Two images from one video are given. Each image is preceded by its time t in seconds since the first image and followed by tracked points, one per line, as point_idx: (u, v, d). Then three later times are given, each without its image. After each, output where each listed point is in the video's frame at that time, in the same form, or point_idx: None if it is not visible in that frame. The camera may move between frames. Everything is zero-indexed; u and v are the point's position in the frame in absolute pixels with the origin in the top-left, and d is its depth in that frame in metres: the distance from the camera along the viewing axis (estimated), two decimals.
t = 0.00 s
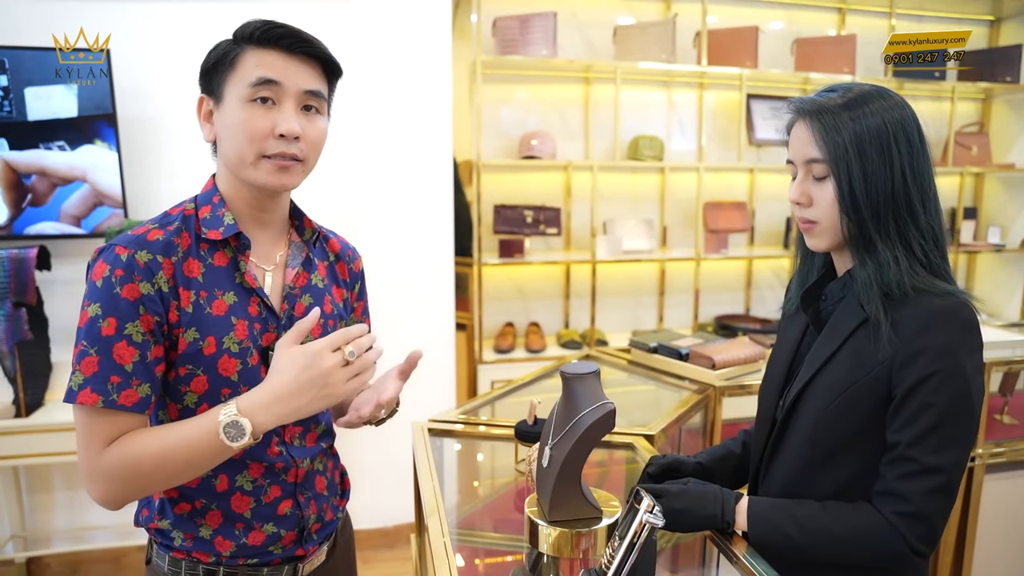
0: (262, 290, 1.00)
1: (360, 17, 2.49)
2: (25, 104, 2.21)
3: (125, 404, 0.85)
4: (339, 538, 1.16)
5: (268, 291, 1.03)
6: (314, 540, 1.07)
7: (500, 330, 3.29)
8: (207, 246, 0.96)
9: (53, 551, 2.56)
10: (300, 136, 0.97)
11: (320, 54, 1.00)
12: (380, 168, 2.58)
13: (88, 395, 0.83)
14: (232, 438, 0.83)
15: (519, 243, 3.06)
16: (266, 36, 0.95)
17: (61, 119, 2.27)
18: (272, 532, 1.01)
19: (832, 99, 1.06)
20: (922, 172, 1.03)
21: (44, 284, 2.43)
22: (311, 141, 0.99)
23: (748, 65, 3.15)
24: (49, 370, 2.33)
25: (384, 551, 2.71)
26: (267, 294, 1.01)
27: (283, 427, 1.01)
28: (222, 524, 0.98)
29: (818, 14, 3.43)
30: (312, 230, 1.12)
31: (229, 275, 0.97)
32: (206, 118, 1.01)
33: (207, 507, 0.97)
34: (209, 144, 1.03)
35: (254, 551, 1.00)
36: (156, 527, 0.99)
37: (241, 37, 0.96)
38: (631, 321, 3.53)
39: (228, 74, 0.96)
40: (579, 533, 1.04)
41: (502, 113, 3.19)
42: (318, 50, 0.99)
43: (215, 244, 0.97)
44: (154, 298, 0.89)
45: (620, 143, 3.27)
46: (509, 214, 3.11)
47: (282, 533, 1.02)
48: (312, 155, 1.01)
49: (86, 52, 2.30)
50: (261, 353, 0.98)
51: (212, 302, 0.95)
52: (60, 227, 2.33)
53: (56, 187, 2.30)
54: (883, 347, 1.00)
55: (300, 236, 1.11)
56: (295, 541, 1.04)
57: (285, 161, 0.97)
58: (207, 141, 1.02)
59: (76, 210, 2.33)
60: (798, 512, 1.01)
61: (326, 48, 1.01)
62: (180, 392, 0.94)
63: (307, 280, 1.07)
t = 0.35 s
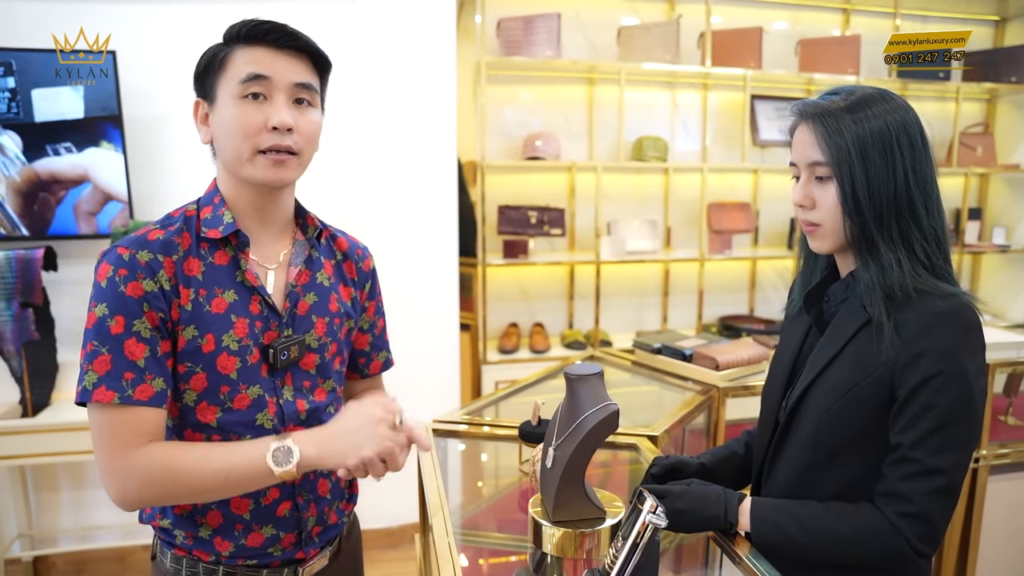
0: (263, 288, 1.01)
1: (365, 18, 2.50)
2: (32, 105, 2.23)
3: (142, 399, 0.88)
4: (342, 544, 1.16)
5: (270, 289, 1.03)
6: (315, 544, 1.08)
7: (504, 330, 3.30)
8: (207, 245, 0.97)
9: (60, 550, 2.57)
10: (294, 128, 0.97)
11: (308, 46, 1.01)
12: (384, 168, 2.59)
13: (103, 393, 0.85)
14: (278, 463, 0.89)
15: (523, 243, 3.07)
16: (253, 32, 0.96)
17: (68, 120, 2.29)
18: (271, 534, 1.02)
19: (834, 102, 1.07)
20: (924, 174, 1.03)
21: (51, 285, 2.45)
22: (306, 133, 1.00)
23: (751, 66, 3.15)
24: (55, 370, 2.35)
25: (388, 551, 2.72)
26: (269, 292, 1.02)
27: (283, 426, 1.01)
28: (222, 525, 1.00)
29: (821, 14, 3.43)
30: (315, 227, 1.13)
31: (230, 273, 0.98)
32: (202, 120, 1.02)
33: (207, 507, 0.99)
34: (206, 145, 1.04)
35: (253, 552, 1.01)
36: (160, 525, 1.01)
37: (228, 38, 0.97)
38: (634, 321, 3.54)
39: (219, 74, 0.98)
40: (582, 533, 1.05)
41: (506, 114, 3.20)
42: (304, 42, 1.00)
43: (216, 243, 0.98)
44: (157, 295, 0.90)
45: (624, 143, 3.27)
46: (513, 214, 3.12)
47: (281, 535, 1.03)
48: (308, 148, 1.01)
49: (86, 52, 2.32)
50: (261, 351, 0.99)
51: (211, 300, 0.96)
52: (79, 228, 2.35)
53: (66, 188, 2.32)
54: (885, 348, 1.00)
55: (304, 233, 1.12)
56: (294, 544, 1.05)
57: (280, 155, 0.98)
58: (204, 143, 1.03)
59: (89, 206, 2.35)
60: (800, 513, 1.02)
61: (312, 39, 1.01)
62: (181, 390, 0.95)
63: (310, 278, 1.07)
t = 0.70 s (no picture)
0: (270, 293, 1.02)
1: (369, 18, 2.51)
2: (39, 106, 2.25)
3: (126, 412, 0.89)
4: (359, 542, 1.17)
5: (277, 293, 1.04)
6: (330, 542, 1.09)
7: (508, 331, 3.30)
8: (212, 253, 0.98)
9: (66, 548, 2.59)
10: (294, 137, 0.98)
11: (308, 52, 1.01)
12: (388, 169, 2.60)
13: (91, 402, 0.87)
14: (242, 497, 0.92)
15: (528, 242, 3.08)
16: (251, 39, 0.96)
17: (75, 121, 2.30)
18: (286, 531, 1.03)
19: (837, 103, 1.07)
20: (926, 175, 1.04)
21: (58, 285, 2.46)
22: (306, 140, 1.01)
23: (755, 66, 3.15)
24: (61, 368, 2.37)
25: (391, 550, 2.73)
26: (276, 296, 1.03)
27: (294, 427, 1.02)
28: (235, 524, 1.01)
29: (826, 15, 3.43)
30: (320, 229, 1.13)
31: (235, 280, 0.99)
32: (204, 127, 1.03)
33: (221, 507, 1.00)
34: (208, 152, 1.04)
35: (268, 551, 1.02)
36: (176, 524, 1.02)
37: (226, 43, 0.97)
38: (638, 321, 3.54)
39: (219, 81, 0.98)
40: (585, 532, 1.05)
41: (510, 114, 3.21)
42: (304, 48, 1.00)
43: (220, 250, 0.99)
44: (156, 308, 0.91)
45: (628, 144, 3.28)
46: (518, 214, 3.12)
47: (295, 533, 1.04)
48: (310, 155, 1.02)
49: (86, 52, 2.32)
50: (269, 354, 1.00)
51: (216, 307, 0.97)
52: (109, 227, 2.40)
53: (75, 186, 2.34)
54: (888, 348, 1.01)
55: (310, 236, 1.13)
56: (309, 542, 1.06)
57: (281, 163, 0.99)
58: (206, 149, 1.04)
59: (117, 206, 2.40)
60: (803, 514, 1.02)
61: (313, 45, 1.01)
62: (191, 395, 0.97)
63: (316, 280, 1.08)
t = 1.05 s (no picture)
0: (285, 293, 1.03)
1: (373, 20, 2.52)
2: (46, 107, 2.27)
3: (155, 414, 0.90)
4: (376, 535, 1.19)
5: (293, 294, 1.06)
6: (351, 535, 1.10)
7: (512, 331, 3.31)
8: (227, 255, 1.00)
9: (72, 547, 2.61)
10: (302, 139, 0.99)
11: (314, 54, 1.01)
12: (392, 169, 2.62)
13: (120, 406, 0.88)
14: (240, 476, 0.86)
15: (532, 244, 3.11)
16: (257, 43, 0.97)
17: (80, 122, 2.32)
18: (307, 526, 1.04)
19: (839, 105, 1.08)
20: (927, 176, 1.04)
21: (65, 285, 2.49)
22: (315, 141, 1.01)
23: (759, 66, 3.15)
24: (68, 368, 2.40)
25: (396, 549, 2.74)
26: (292, 297, 1.04)
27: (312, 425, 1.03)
28: (258, 519, 1.02)
29: (830, 15, 3.43)
30: (332, 229, 1.15)
31: (251, 282, 1.00)
32: (215, 131, 1.04)
33: (243, 503, 1.02)
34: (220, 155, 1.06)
35: (290, 544, 1.04)
36: (199, 519, 1.04)
37: (233, 47, 0.98)
38: (641, 322, 3.55)
39: (227, 86, 1.00)
40: (589, 530, 1.06)
41: (514, 114, 3.22)
42: (309, 49, 1.00)
43: (235, 253, 1.00)
44: (177, 312, 0.92)
45: (632, 144, 3.29)
46: (522, 214, 3.13)
47: (316, 527, 1.05)
48: (318, 156, 1.03)
49: (87, 53, 2.32)
50: (287, 354, 1.01)
51: (235, 309, 0.98)
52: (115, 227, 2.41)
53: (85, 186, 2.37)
54: (889, 348, 1.01)
55: (322, 235, 1.14)
56: (330, 535, 1.07)
57: (291, 165, 1.00)
58: (217, 152, 1.05)
59: (123, 207, 2.41)
60: (806, 512, 1.03)
61: (319, 46, 1.02)
62: (212, 397, 0.98)
63: (330, 279, 1.10)
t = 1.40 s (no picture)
0: (293, 289, 1.04)
1: (378, 21, 2.54)
2: (52, 108, 2.29)
3: (166, 405, 0.92)
4: (381, 531, 1.20)
5: (300, 289, 1.07)
6: (354, 531, 1.11)
7: (515, 330, 3.32)
8: (237, 250, 1.01)
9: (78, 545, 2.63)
10: (313, 136, 1.00)
11: (324, 54, 1.03)
12: (397, 170, 2.63)
13: (131, 398, 0.90)
14: (282, 485, 0.93)
15: (536, 244, 3.11)
16: (268, 43, 0.99)
17: (86, 123, 2.34)
18: (312, 523, 1.06)
19: (842, 105, 1.09)
20: (929, 176, 1.05)
21: (72, 285, 2.51)
22: (325, 139, 1.03)
23: (762, 67, 3.16)
24: (73, 366, 2.42)
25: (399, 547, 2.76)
26: (299, 293, 1.06)
27: (319, 420, 1.04)
28: (264, 515, 1.03)
29: (834, 16, 3.43)
30: (340, 227, 1.16)
31: (260, 277, 1.02)
32: (225, 130, 1.06)
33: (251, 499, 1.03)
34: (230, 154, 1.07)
35: (295, 540, 1.05)
36: (206, 514, 1.06)
37: (245, 48, 1.00)
38: (645, 322, 3.55)
39: (238, 85, 1.01)
40: (593, 528, 1.08)
41: (518, 115, 3.23)
42: (319, 50, 1.02)
43: (245, 248, 1.01)
44: (186, 305, 0.94)
45: (635, 144, 3.29)
46: (525, 215, 3.14)
47: (321, 524, 1.06)
48: (328, 153, 1.04)
49: (86, 53, 2.34)
50: (293, 349, 1.03)
51: (243, 303, 0.99)
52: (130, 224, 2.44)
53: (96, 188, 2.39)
54: (892, 347, 1.02)
55: (330, 233, 1.15)
56: (335, 532, 1.08)
57: (301, 162, 1.01)
58: (227, 151, 1.06)
59: (136, 202, 2.44)
60: (809, 511, 1.04)
61: (329, 47, 1.03)
62: (219, 390, 0.99)
63: (338, 276, 1.11)
